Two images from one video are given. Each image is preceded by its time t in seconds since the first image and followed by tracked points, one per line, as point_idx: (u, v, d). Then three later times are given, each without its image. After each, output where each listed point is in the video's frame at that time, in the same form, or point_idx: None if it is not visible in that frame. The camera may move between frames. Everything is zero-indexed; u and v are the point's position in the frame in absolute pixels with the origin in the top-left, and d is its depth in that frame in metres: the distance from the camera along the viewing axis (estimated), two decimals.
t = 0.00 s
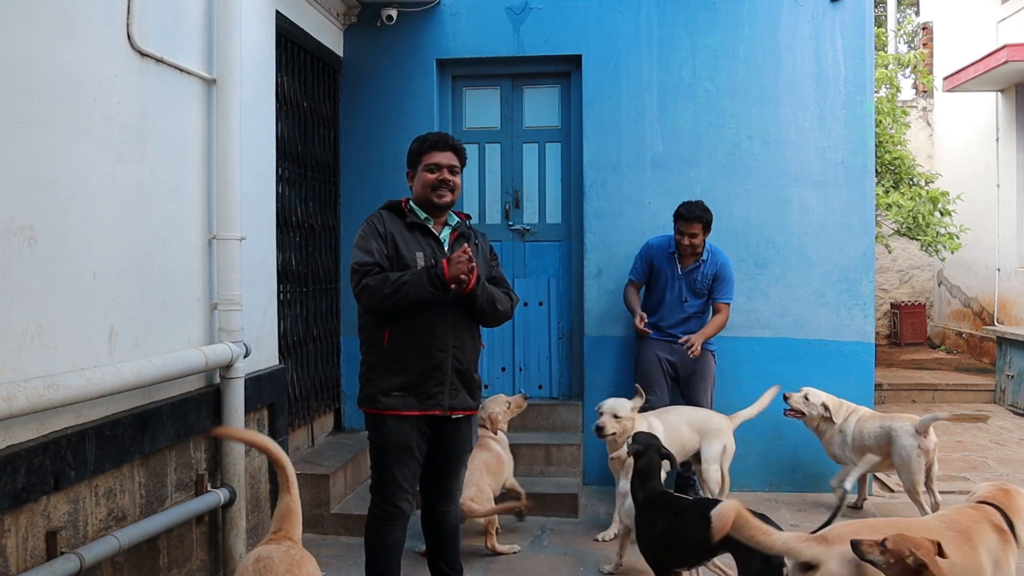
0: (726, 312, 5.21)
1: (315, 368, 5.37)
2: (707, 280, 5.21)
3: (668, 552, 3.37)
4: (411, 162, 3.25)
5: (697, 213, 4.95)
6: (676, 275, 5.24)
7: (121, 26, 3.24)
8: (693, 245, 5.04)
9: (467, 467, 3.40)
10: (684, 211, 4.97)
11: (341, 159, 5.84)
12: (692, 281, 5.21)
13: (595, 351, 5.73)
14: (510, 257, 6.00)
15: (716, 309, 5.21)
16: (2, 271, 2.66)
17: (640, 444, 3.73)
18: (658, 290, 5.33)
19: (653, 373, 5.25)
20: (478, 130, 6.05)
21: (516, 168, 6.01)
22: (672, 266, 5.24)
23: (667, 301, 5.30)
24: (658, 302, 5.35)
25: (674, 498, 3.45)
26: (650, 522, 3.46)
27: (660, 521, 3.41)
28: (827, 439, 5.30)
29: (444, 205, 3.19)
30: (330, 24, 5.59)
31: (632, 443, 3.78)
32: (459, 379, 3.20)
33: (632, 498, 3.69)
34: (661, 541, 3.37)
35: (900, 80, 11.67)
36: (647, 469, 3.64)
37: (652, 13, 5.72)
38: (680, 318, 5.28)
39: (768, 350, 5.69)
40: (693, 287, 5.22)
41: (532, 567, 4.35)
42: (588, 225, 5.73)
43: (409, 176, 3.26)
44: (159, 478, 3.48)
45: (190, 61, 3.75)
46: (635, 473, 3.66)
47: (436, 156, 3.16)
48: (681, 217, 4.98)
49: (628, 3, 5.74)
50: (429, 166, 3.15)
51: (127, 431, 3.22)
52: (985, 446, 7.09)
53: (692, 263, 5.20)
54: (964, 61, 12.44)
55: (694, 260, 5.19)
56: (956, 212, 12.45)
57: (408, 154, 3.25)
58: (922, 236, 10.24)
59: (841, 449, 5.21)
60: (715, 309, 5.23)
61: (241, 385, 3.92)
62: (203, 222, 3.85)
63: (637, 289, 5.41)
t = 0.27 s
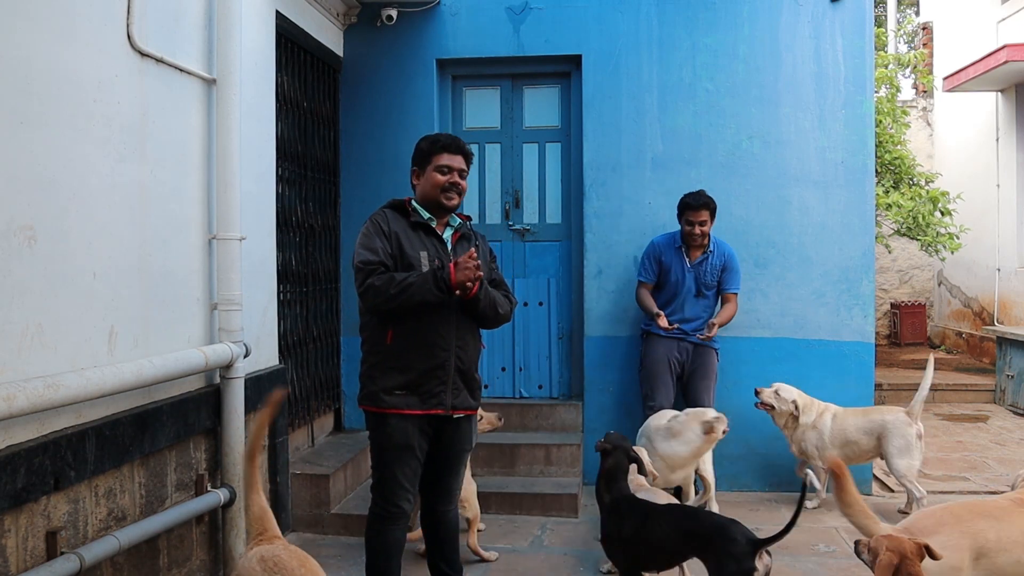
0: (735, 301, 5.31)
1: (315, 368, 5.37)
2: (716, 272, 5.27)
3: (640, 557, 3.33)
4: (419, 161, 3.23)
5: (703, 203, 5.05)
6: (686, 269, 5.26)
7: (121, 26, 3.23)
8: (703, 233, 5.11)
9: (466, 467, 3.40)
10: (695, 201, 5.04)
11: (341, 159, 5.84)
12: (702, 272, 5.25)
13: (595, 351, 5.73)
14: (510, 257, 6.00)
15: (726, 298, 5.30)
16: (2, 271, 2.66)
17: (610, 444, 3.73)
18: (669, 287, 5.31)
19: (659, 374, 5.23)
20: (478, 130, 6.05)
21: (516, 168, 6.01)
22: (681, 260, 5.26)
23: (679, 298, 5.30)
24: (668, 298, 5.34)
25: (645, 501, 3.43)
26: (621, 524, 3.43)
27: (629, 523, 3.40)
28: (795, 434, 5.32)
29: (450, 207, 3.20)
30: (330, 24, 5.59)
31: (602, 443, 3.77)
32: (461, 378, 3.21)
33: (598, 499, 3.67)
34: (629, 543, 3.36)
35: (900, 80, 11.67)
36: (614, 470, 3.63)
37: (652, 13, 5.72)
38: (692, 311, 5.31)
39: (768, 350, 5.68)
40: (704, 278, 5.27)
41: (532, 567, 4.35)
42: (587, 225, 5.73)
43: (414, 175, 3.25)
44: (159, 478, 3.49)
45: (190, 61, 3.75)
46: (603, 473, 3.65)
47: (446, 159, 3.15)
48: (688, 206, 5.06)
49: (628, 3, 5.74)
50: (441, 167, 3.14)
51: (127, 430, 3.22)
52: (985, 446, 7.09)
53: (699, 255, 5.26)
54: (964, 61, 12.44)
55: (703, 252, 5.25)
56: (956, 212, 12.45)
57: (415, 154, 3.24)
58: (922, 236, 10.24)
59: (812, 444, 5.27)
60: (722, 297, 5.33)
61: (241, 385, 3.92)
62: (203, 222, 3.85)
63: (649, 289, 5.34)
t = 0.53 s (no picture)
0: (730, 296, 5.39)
1: (315, 368, 5.37)
2: (712, 268, 5.33)
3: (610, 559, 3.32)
4: (428, 164, 3.21)
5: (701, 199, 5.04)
6: (682, 265, 5.29)
7: (121, 26, 3.24)
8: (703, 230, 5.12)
9: (467, 467, 3.41)
10: (701, 200, 5.01)
11: (341, 159, 5.84)
12: (699, 267, 5.30)
13: (595, 351, 5.73)
14: (510, 257, 6.00)
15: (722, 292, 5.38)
16: (2, 271, 2.66)
17: (582, 447, 3.73)
18: (667, 284, 5.32)
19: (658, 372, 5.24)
20: (478, 130, 6.05)
21: (516, 168, 6.02)
22: (678, 257, 5.29)
23: (677, 295, 5.32)
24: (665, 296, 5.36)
25: (617, 505, 3.44)
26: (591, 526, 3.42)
27: (601, 524, 3.39)
28: (783, 430, 5.30)
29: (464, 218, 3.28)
30: (330, 24, 5.59)
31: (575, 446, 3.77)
32: (466, 377, 3.23)
33: (572, 501, 3.69)
34: (598, 545, 3.35)
35: (900, 80, 11.67)
36: (586, 472, 3.63)
37: (652, 14, 5.72)
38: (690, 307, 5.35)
39: (768, 350, 5.69)
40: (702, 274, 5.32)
41: (532, 566, 4.35)
42: (587, 225, 5.73)
43: (422, 176, 3.23)
44: (159, 478, 3.49)
45: (190, 61, 3.75)
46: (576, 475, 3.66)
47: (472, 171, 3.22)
48: (693, 206, 5.02)
49: (628, 2, 5.74)
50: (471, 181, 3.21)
51: (127, 430, 3.22)
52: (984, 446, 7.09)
53: (695, 251, 5.30)
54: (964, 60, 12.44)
55: (698, 247, 5.30)
56: (956, 212, 12.45)
57: (422, 154, 3.23)
58: (922, 236, 10.24)
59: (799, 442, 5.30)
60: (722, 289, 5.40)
61: (241, 385, 3.92)
62: (204, 222, 3.86)
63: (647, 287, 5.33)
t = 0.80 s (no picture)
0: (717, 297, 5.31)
1: (315, 368, 5.37)
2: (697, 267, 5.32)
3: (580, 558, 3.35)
4: (434, 167, 3.20)
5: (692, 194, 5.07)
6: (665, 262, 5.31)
7: (121, 26, 3.23)
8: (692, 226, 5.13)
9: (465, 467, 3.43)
10: (694, 197, 5.03)
11: (341, 159, 5.84)
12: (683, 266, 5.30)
13: (595, 351, 5.73)
14: (510, 257, 6.00)
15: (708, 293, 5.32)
16: (2, 271, 2.66)
17: (565, 443, 3.75)
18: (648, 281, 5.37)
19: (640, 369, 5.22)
20: (478, 130, 6.04)
21: (516, 168, 6.02)
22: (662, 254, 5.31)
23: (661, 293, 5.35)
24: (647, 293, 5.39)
25: (593, 501, 3.47)
26: (565, 523, 3.44)
27: (576, 521, 3.40)
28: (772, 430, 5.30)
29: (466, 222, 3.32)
30: (330, 24, 5.59)
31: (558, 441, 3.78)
32: (470, 376, 3.26)
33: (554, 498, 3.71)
34: (572, 544, 3.35)
35: (900, 80, 11.67)
36: (571, 469, 3.66)
37: (652, 14, 5.72)
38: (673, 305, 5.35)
39: (768, 351, 5.69)
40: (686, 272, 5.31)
41: (533, 567, 4.34)
42: (587, 225, 5.73)
43: (428, 177, 3.21)
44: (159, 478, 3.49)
45: (190, 61, 3.75)
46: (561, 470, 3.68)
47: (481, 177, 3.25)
48: (684, 202, 5.04)
49: (628, 2, 5.74)
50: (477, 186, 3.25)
51: (127, 431, 3.22)
52: (984, 446, 7.09)
53: (680, 249, 5.31)
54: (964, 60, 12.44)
55: (683, 245, 5.30)
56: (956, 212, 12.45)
57: (427, 154, 3.23)
58: (922, 236, 10.25)
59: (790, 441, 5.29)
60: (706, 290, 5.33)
61: (241, 385, 3.92)
62: (204, 222, 3.85)
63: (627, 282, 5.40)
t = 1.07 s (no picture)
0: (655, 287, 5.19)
1: (314, 368, 5.37)
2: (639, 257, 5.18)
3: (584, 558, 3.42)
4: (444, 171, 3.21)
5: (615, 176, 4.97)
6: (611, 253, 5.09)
7: (121, 26, 3.24)
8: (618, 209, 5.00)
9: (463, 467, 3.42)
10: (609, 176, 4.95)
11: (342, 159, 5.84)
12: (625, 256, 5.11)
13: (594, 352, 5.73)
14: (510, 256, 5.99)
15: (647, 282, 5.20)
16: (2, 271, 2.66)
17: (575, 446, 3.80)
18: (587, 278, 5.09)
19: (600, 366, 4.98)
20: (478, 130, 6.04)
21: (516, 168, 6.02)
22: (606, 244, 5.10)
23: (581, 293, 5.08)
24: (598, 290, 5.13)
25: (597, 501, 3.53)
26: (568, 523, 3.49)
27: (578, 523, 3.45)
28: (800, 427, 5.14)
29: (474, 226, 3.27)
30: (330, 24, 5.59)
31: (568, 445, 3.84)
32: (466, 379, 3.25)
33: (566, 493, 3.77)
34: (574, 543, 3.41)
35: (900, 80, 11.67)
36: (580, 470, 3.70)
37: (652, 14, 5.72)
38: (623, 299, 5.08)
39: (768, 351, 5.69)
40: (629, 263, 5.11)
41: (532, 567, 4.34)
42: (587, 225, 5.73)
43: (435, 182, 3.24)
44: (158, 478, 3.49)
45: (190, 61, 3.75)
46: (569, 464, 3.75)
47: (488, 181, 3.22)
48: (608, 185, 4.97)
49: (628, 3, 5.75)
50: (485, 188, 3.21)
51: (127, 431, 3.22)
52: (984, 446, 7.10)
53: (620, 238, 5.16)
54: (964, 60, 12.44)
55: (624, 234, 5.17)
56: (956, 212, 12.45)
57: (438, 158, 3.24)
58: (922, 236, 10.25)
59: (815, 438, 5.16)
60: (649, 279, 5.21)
61: (241, 385, 3.92)
62: (204, 222, 3.85)
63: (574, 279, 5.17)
